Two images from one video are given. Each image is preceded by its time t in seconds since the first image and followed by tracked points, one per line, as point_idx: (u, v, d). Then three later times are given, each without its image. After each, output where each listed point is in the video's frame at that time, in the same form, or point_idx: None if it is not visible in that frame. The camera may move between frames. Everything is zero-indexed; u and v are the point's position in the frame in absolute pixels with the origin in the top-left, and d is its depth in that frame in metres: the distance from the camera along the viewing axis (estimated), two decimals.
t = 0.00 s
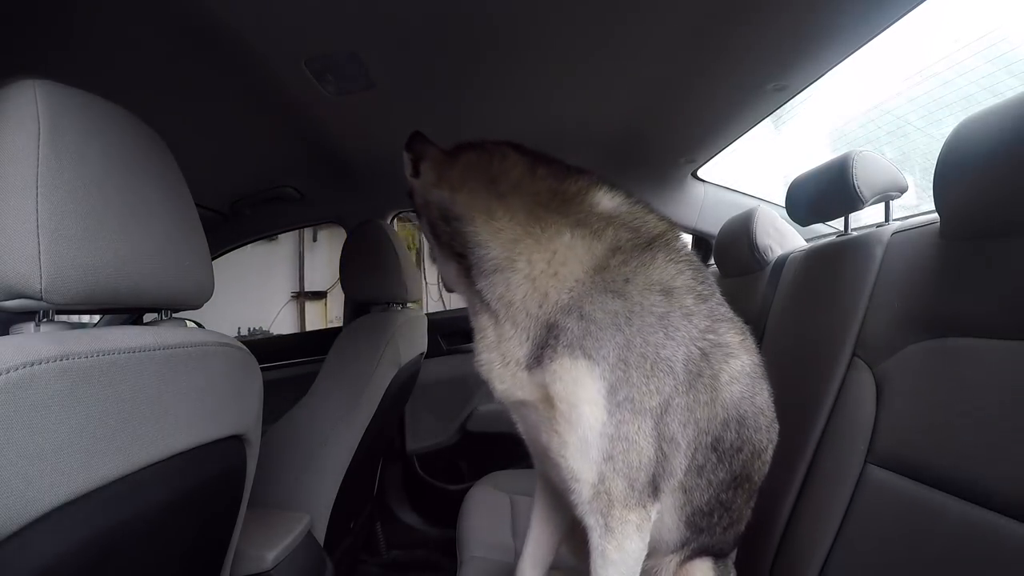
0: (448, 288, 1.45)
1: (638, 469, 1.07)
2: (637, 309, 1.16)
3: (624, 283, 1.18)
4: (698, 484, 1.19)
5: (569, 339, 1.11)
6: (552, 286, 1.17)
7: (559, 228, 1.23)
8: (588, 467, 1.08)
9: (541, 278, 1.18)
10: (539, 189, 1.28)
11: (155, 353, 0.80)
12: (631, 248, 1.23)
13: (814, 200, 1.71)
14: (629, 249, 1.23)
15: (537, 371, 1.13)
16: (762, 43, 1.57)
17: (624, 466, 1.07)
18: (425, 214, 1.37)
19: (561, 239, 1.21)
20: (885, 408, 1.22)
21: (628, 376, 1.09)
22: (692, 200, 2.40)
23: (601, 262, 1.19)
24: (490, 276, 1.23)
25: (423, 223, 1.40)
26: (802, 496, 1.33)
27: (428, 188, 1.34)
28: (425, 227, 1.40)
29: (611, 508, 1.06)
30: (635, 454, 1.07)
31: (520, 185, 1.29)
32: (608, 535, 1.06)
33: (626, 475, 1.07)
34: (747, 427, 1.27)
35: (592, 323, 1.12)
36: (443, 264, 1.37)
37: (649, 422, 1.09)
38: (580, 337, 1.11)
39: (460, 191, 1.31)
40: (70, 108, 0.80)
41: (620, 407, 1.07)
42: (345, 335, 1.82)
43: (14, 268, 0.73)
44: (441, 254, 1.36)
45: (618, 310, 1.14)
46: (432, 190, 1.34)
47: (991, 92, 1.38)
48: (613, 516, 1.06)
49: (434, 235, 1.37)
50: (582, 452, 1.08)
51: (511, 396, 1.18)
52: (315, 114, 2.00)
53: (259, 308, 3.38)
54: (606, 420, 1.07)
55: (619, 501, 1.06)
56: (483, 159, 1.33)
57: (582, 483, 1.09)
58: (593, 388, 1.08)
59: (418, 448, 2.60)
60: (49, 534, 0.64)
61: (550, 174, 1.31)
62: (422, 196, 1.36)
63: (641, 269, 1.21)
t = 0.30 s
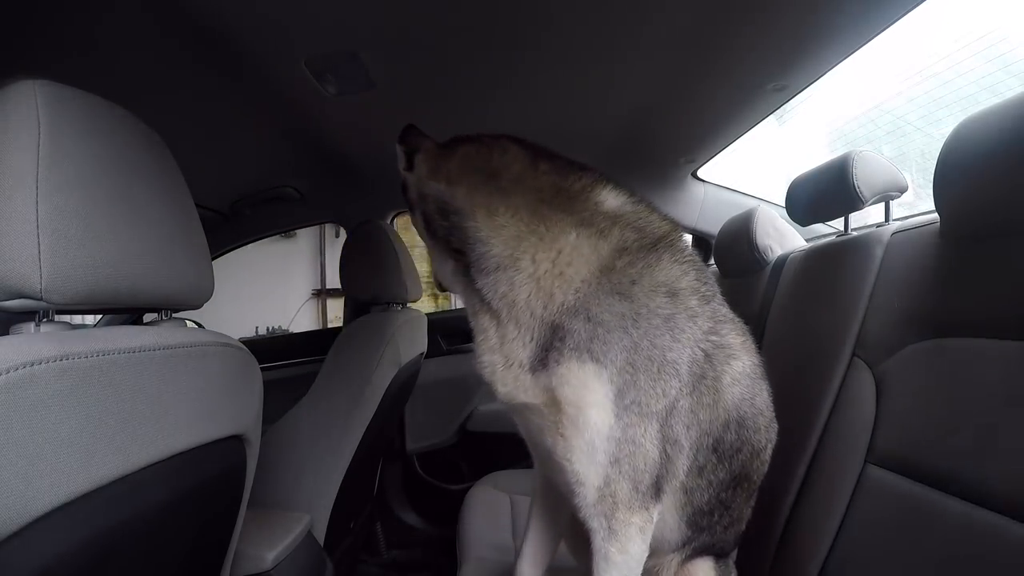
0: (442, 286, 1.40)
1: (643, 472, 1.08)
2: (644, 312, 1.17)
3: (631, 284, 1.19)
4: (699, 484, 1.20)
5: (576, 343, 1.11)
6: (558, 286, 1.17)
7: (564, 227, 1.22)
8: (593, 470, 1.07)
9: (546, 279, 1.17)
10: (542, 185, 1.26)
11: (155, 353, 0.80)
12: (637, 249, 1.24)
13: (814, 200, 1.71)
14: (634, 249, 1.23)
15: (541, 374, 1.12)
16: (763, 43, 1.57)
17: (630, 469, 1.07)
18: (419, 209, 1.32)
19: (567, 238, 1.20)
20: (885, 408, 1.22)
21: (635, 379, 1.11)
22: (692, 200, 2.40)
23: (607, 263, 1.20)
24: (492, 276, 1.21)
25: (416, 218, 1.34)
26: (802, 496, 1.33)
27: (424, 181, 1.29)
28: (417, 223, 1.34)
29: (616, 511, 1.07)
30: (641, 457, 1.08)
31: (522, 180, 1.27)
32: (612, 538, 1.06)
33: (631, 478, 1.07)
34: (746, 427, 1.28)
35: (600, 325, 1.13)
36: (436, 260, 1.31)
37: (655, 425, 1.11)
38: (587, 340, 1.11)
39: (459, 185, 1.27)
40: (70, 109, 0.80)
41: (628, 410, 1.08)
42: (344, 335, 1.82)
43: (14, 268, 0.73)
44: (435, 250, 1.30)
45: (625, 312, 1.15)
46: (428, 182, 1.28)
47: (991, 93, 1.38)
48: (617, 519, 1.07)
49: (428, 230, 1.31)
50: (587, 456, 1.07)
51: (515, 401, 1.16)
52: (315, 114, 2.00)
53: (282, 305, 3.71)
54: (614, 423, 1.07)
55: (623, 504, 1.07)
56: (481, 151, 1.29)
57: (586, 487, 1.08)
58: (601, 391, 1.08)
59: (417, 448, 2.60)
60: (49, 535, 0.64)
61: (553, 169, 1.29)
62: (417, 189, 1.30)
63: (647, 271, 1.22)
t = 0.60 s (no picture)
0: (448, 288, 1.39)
1: (645, 471, 1.08)
2: (645, 309, 1.16)
3: (631, 282, 1.18)
4: (700, 484, 1.21)
5: (577, 339, 1.11)
6: (557, 283, 1.17)
7: (564, 225, 1.21)
8: (596, 469, 1.08)
9: (546, 276, 1.17)
10: (543, 184, 1.26)
11: (155, 353, 0.80)
12: (637, 247, 1.23)
13: (814, 200, 1.71)
14: (634, 248, 1.22)
15: (543, 372, 1.12)
16: (763, 43, 1.57)
17: (632, 467, 1.08)
18: (424, 212, 1.32)
19: (567, 236, 1.20)
20: (885, 408, 1.22)
21: (637, 377, 1.11)
22: (692, 200, 2.40)
23: (607, 260, 1.19)
24: (493, 275, 1.21)
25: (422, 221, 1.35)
26: (803, 495, 1.33)
27: (429, 183, 1.30)
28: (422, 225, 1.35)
29: (617, 510, 1.07)
30: (643, 456, 1.08)
31: (522, 180, 1.26)
32: (614, 538, 1.07)
33: (632, 478, 1.08)
34: (748, 427, 1.28)
35: (602, 322, 1.12)
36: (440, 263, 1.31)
37: (658, 423, 1.11)
38: (588, 337, 1.11)
39: (461, 186, 1.27)
40: (70, 109, 0.79)
41: (629, 407, 1.09)
42: (346, 334, 1.82)
43: (13, 268, 0.72)
44: (438, 252, 1.30)
45: (625, 309, 1.15)
46: (432, 184, 1.29)
47: (991, 93, 1.38)
48: (618, 519, 1.07)
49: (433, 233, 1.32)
50: (589, 454, 1.08)
51: (516, 399, 1.17)
52: (314, 114, 2.00)
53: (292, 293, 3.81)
54: (615, 422, 1.07)
55: (625, 504, 1.07)
56: (484, 154, 1.30)
57: (588, 486, 1.09)
58: (602, 389, 1.08)
59: (417, 448, 2.60)
60: (49, 535, 0.64)
61: (553, 170, 1.29)
62: (422, 192, 1.31)
63: (647, 268, 1.22)
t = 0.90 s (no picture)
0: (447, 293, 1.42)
1: (640, 471, 1.08)
2: (639, 309, 1.16)
3: (623, 281, 1.17)
4: (697, 484, 1.21)
5: (569, 339, 1.11)
6: (550, 286, 1.17)
7: (556, 227, 1.21)
8: (591, 470, 1.08)
9: (539, 279, 1.18)
10: (534, 188, 1.27)
11: (155, 353, 0.81)
12: (628, 248, 1.22)
13: (814, 200, 1.71)
14: (626, 248, 1.22)
15: (537, 373, 1.13)
16: (764, 42, 1.57)
17: (625, 467, 1.08)
18: (421, 220, 1.35)
19: (559, 239, 1.20)
20: (884, 408, 1.22)
21: (630, 377, 1.10)
22: (692, 200, 2.41)
23: (599, 261, 1.19)
24: (488, 277, 1.23)
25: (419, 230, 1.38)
26: (803, 495, 1.33)
27: (424, 192, 1.33)
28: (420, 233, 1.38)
29: (612, 509, 1.08)
30: (637, 455, 1.08)
31: (516, 186, 1.27)
32: (610, 537, 1.08)
33: (627, 478, 1.08)
34: (745, 426, 1.28)
35: (594, 322, 1.12)
36: (438, 269, 1.35)
37: (652, 422, 1.10)
38: (580, 338, 1.11)
39: (456, 194, 1.29)
40: (69, 109, 0.79)
41: (622, 406, 1.08)
42: (346, 334, 1.83)
43: (13, 268, 0.72)
44: (435, 257, 1.33)
45: (617, 309, 1.14)
46: (429, 194, 1.32)
47: (990, 93, 1.38)
48: (614, 519, 1.08)
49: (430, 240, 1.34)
50: (584, 454, 1.08)
51: (512, 397, 1.19)
52: (314, 114, 2.00)
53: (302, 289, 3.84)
54: (608, 421, 1.07)
55: (620, 504, 1.08)
56: (476, 161, 1.31)
57: (584, 487, 1.09)
58: (596, 388, 1.08)
59: (417, 447, 2.60)
60: (49, 534, 0.64)
61: (546, 174, 1.29)
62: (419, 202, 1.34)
63: (639, 268, 1.20)
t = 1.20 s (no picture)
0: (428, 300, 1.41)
1: (627, 468, 1.08)
2: (620, 310, 1.15)
3: (606, 284, 1.17)
4: (688, 481, 1.23)
5: (551, 343, 1.11)
6: (535, 289, 1.17)
7: (545, 231, 1.22)
8: (575, 468, 1.09)
9: (526, 281, 1.18)
10: (525, 192, 1.29)
11: (156, 353, 0.81)
12: (611, 249, 1.22)
13: (814, 201, 1.71)
14: (609, 250, 1.22)
15: (519, 377, 1.13)
16: (763, 43, 1.57)
17: (609, 467, 1.07)
18: (406, 223, 1.35)
19: (546, 243, 1.20)
20: (882, 408, 1.22)
21: (610, 377, 1.10)
22: (692, 199, 2.42)
23: (584, 262, 1.19)
24: (476, 284, 1.22)
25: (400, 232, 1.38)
26: (802, 496, 1.33)
27: (412, 195, 1.33)
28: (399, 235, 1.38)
29: (603, 507, 1.08)
30: (622, 453, 1.08)
31: (505, 189, 1.30)
32: (605, 533, 1.08)
33: (616, 476, 1.07)
34: (734, 423, 1.29)
35: (576, 325, 1.12)
36: (420, 272, 1.33)
37: (637, 420, 1.10)
38: (562, 340, 1.11)
39: (450, 198, 1.30)
40: (70, 109, 0.80)
41: (603, 407, 1.08)
42: (345, 335, 1.82)
43: (13, 268, 0.72)
44: (421, 260, 1.31)
45: (601, 312, 1.14)
46: (415, 196, 1.32)
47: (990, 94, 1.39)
48: (606, 516, 1.08)
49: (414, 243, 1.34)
50: (570, 447, 1.08)
51: (500, 403, 1.20)
52: (314, 114, 2.01)
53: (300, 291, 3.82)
54: (592, 421, 1.07)
55: (609, 500, 1.08)
56: (467, 164, 1.34)
57: (570, 481, 1.11)
58: (577, 391, 1.08)
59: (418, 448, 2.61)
60: (49, 535, 0.64)
61: (536, 179, 1.32)
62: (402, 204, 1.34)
63: (622, 271, 1.20)
